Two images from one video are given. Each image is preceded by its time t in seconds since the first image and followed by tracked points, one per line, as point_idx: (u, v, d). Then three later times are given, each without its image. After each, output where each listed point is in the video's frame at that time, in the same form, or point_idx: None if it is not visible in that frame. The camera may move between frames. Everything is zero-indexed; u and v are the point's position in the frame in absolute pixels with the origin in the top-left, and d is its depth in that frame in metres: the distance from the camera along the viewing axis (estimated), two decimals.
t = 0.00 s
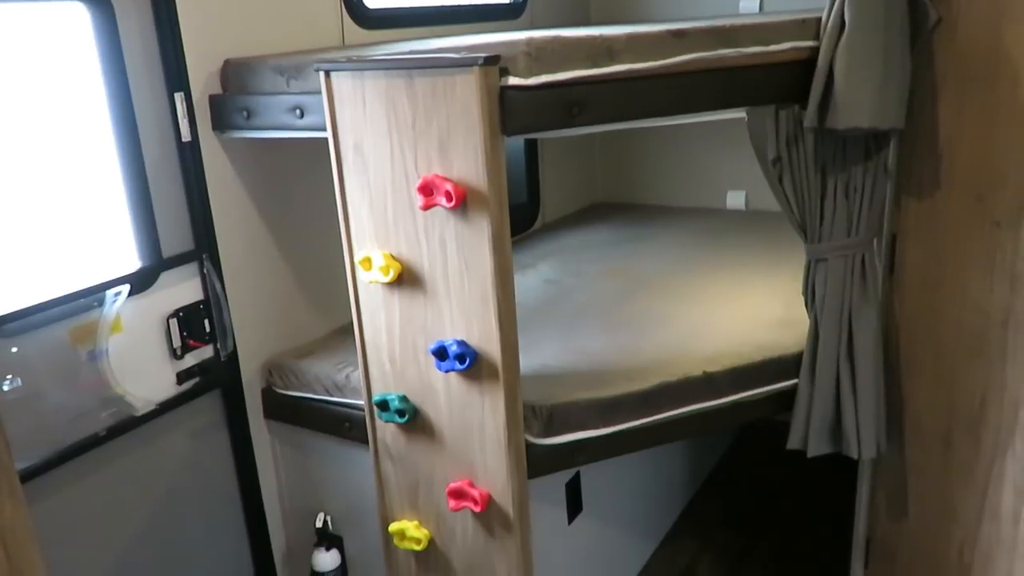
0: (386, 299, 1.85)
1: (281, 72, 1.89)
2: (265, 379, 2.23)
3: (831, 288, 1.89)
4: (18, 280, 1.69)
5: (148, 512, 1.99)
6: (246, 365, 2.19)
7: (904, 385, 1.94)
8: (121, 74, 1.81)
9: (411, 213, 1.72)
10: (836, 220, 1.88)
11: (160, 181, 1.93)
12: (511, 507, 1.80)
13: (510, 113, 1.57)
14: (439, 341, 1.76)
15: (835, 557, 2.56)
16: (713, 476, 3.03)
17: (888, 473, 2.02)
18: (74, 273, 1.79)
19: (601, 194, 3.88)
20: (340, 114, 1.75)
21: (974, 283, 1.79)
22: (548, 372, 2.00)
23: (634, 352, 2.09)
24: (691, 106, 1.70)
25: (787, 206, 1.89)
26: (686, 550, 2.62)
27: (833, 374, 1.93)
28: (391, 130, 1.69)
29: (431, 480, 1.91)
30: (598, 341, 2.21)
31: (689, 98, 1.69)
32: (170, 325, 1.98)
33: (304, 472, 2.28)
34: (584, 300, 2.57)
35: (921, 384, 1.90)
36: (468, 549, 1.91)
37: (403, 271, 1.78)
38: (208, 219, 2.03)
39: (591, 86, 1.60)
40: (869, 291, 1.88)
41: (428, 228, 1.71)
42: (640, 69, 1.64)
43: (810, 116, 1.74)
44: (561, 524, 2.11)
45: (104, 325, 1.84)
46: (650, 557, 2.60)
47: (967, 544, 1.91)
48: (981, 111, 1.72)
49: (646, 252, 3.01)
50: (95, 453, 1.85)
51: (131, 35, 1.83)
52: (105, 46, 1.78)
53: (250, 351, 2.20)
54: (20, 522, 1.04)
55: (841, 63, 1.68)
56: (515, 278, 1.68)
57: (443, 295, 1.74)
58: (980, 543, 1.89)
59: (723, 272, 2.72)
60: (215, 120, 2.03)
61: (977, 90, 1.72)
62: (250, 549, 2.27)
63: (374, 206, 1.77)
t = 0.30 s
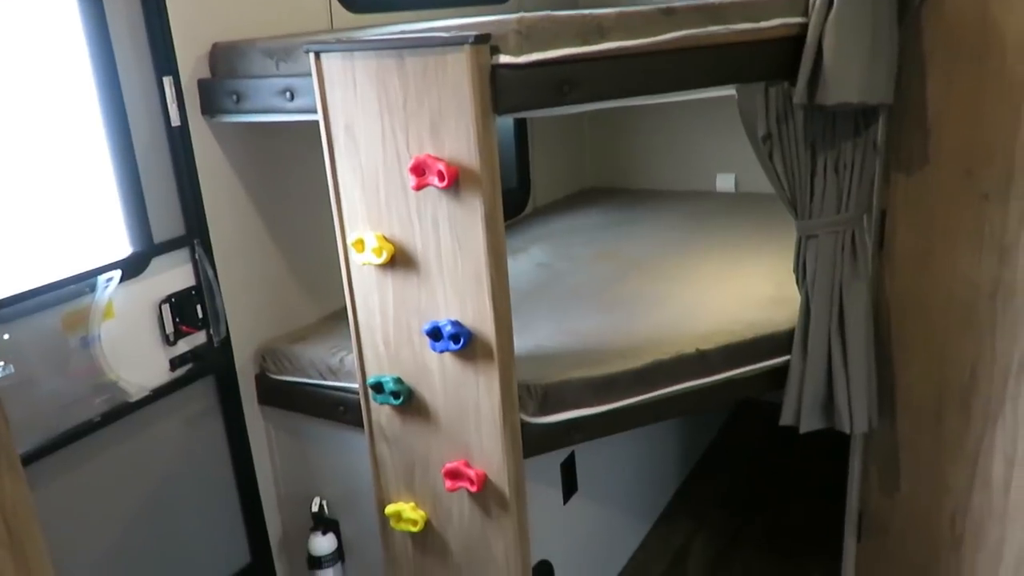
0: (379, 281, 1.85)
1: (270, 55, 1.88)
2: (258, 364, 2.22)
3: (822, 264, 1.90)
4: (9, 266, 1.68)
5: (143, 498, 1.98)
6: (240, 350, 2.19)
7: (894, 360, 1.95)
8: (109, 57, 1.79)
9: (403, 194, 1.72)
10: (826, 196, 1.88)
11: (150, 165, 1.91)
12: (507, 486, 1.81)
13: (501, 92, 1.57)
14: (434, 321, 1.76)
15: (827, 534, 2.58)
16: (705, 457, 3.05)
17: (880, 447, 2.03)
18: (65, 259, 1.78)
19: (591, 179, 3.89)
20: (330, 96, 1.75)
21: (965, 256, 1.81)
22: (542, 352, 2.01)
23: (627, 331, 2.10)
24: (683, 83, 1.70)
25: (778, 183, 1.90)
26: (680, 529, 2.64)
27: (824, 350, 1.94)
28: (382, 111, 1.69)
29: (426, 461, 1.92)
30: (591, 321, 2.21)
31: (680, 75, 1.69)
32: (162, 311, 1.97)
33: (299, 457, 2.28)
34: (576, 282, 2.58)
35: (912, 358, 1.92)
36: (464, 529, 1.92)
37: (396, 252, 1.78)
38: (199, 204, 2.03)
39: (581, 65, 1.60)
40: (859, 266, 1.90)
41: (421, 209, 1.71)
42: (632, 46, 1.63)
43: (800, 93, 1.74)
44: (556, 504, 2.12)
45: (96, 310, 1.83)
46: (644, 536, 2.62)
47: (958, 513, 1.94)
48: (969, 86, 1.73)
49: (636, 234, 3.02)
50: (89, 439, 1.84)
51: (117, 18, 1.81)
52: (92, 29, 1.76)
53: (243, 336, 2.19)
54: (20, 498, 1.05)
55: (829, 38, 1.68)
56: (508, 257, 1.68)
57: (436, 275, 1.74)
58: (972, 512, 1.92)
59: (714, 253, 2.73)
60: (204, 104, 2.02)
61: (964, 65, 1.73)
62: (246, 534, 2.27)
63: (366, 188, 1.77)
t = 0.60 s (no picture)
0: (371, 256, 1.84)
1: (257, 28, 1.86)
2: (250, 341, 2.22)
3: (813, 235, 1.91)
4: None
5: (137, 475, 1.98)
6: (231, 327, 2.18)
7: (884, 329, 1.98)
8: (94, 31, 1.77)
9: (395, 168, 1.72)
10: (817, 167, 1.89)
11: (137, 140, 1.90)
12: (501, 459, 1.81)
13: (492, 63, 1.56)
14: (426, 295, 1.76)
15: (817, 505, 2.61)
16: (696, 432, 3.06)
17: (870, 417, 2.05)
18: (53, 235, 1.77)
19: (581, 157, 3.89)
20: (320, 69, 1.73)
21: (954, 225, 1.82)
22: (535, 325, 2.02)
23: (619, 304, 2.11)
24: (676, 54, 1.69)
25: (768, 154, 1.90)
26: (672, 503, 2.66)
27: (815, 320, 1.95)
28: (373, 83, 1.68)
29: (420, 435, 1.92)
30: (583, 295, 2.22)
31: (673, 45, 1.67)
32: (152, 288, 1.96)
33: (291, 433, 2.28)
34: (567, 257, 2.58)
35: (903, 327, 1.94)
36: (458, 502, 1.93)
37: (388, 226, 1.78)
38: (187, 180, 2.01)
39: (573, 35, 1.58)
40: (849, 237, 1.91)
41: (412, 181, 1.71)
42: (624, 16, 1.60)
43: (791, 64, 1.74)
44: (550, 477, 2.13)
45: (86, 287, 1.82)
46: (636, 510, 2.64)
47: (947, 479, 1.95)
48: (959, 55, 1.74)
49: (626, 210, 3.02)
50: (80, 416, 1.83)
51: None
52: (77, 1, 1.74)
53: (234, 314, 2.19)
54: (19, 473, 1.05)
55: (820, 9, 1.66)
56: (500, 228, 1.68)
57: (428, 248, 1.74)
58: (961, 476, 1.92)
59: (704, 227, 2.73)
60: (191, 79, 2.00)
61: (955, 33, 1.73)
62: (240, 512, 2.27)
63: (357, 162, 1.76)
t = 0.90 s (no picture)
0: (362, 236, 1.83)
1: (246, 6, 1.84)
2: (241, 323, 2.21)
3: (804, 212, 1.91)
4: None
5: (129, 459, 1.97)
6: (222, 309, 2.17)
7: (876, 304, 2.01)
8: (80, 9, 1.75)
9: (387, 146, 1.71)
10: (809, 145, 1.89)
11: (126, 120, 1.87)
12: (495, 438, 1.82)
13: (484, 40, 1.55)
14: (419, 275, 1.75)
15: (808, 484, 2.62)
16: (687, 413, 3.07)
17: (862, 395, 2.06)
18: (39, 216, 1.75)
19: (571, 139, 3.88)
20: (310, 46, 1.71)
21: (945, 200, 1.82)
22: (529, 305, 2.02)
23: (611, 284, 2.11)
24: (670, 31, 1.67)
25: (761, 132, 1.89)
26: (664, 484, 2.68)
27: (807, 298, 1.96)
28: (364, 61, 1.66)
29: (413, 415, 1.92)
30: (576, 275, 2.22)
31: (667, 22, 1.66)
32: (142, 269, 1.95)
33: (283, 416, 2.27)
34: (559, 238, 2.58)
35: (894, 303, 1.97)
36: (452, 482, 1.93)
37: (380, 205, 1.77)
38: (176, 161, 1.99)
39: (566, 11, 1.57)
40: (841, 214, 1.93)
41: (404, 160, 1.70)
42: None
43: (783, 41, 1.73)
44: (543, 457, 2.14)
45: (75, 269, 1.80)
46: (628, 491, 2.65)
47: (937, 455, 1.95)
48: (950, 31, 1.73)
49: (617, 192, 3.01)
50: (71, 399, 1.82)
51: None
52: None
53: (225, 296, 2.17)
54: (16, 453, 1.05)
55: None
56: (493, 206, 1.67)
57: (421, 227, 1.73)
58: (951, 449, 1.91)
59: (695, 208, 2.74)
60: (179, 59, 1.98)
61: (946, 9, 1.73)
62: (232, 495, 2.27)
63: (349, 141, 1.75)
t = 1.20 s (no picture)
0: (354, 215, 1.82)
1: None
2: (231, 305, 2.19)
3: (796, 191, 1.92)
4: None
5: (120, 441, 1.96)
6: (212, 291, 2.15)
7: (868, 282, 2.02)
8: None
9: (378, 125, 1.69)
10: (801, 123, 1.90)
11: (113, 99, 1.85)
12: (488, 418, 1.81)
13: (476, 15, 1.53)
14: (412, 254, 1.74)
15: (798, 464, 2.64)
16: (678, 395, 3.08)
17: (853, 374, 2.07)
18: (27, 195, 1.73)
19: (560, 123, 3.86)
20: (300, 23, 1.70)
21: (937, 179, 1.82)
22: (522, 284, 2.01)
23: (603, 264, 2.11)
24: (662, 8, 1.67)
25: (753, 110, 1.90)
26: (656, 464, 2.69)
27: (799, 277, 1.97)
28: (355, 37, 1.65)
29: (406, 396, 1.92)
30: (568, 256, 2.21)
31: None
32: (131, 251, 1.93)
33: (274, 398, 2.26)
34: (550, 220, 2.57)
35: (885, 281, 1.98)
36: (445, 462, 1.93)
37: (372, 184, 1.75)
38: (165, 140, 1.97)
39: None
40: (832, 193, 1.94)
41: (396, 138, 1.69)
42: None
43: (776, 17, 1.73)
44: (536, 437, 2.14)
45: (63, 249, 1.78)
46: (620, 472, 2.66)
47: (927, 433, 1.96)
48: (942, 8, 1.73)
49: (608, 174, 3.01)
50: (60, 380, 1.81)
51: None
52: None
53: (215, 277, 2.16)
54: (8, 426, 1.04)
55: None
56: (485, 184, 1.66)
57: (413, 206, 1.72)
58: (941, 428, 1.93)
59: (686, 189, 2.73)
60: (166, 37, 1.95)
61: None
62: (224, 477, 2.26)
63: (340, 119, 1.74)
